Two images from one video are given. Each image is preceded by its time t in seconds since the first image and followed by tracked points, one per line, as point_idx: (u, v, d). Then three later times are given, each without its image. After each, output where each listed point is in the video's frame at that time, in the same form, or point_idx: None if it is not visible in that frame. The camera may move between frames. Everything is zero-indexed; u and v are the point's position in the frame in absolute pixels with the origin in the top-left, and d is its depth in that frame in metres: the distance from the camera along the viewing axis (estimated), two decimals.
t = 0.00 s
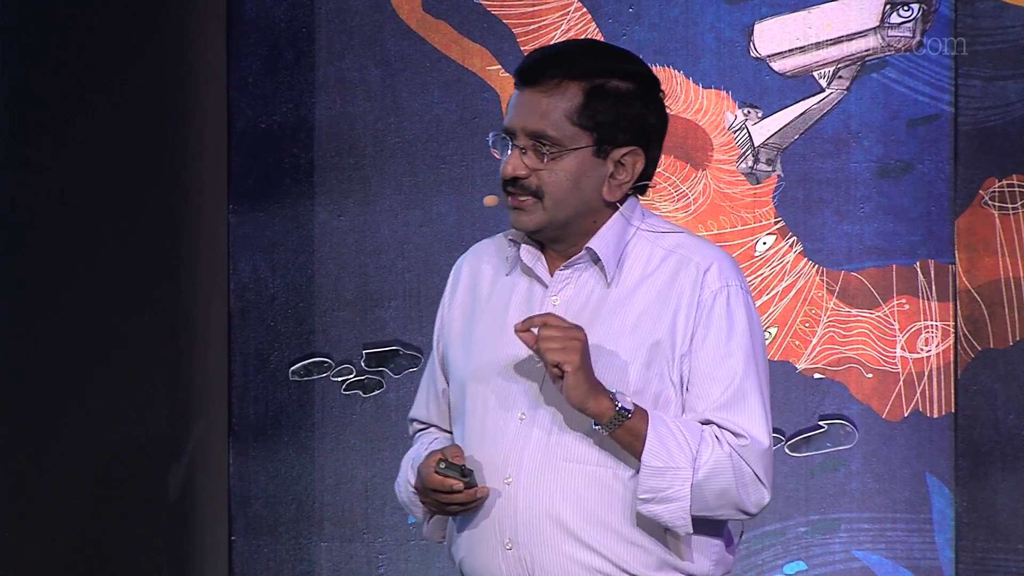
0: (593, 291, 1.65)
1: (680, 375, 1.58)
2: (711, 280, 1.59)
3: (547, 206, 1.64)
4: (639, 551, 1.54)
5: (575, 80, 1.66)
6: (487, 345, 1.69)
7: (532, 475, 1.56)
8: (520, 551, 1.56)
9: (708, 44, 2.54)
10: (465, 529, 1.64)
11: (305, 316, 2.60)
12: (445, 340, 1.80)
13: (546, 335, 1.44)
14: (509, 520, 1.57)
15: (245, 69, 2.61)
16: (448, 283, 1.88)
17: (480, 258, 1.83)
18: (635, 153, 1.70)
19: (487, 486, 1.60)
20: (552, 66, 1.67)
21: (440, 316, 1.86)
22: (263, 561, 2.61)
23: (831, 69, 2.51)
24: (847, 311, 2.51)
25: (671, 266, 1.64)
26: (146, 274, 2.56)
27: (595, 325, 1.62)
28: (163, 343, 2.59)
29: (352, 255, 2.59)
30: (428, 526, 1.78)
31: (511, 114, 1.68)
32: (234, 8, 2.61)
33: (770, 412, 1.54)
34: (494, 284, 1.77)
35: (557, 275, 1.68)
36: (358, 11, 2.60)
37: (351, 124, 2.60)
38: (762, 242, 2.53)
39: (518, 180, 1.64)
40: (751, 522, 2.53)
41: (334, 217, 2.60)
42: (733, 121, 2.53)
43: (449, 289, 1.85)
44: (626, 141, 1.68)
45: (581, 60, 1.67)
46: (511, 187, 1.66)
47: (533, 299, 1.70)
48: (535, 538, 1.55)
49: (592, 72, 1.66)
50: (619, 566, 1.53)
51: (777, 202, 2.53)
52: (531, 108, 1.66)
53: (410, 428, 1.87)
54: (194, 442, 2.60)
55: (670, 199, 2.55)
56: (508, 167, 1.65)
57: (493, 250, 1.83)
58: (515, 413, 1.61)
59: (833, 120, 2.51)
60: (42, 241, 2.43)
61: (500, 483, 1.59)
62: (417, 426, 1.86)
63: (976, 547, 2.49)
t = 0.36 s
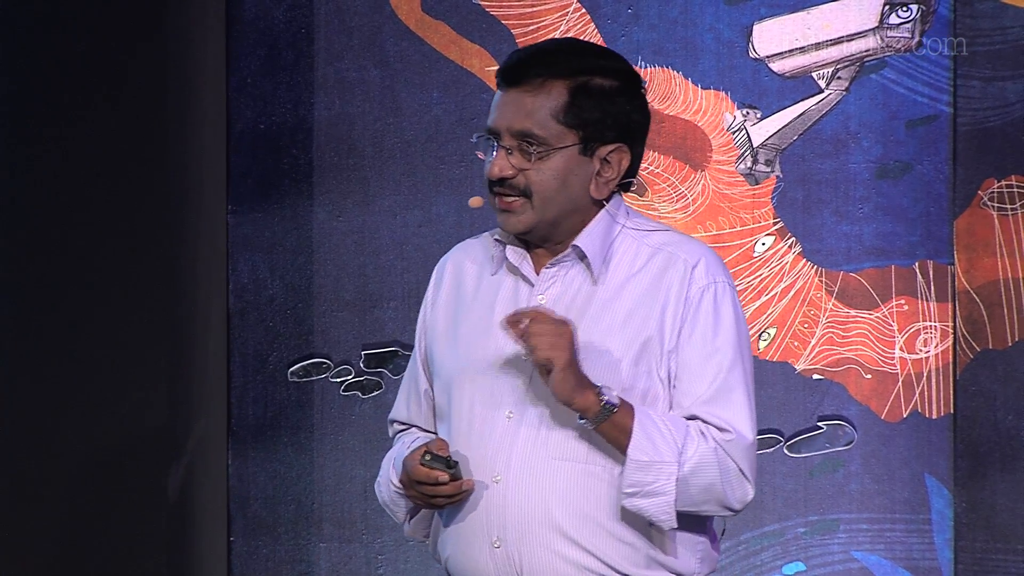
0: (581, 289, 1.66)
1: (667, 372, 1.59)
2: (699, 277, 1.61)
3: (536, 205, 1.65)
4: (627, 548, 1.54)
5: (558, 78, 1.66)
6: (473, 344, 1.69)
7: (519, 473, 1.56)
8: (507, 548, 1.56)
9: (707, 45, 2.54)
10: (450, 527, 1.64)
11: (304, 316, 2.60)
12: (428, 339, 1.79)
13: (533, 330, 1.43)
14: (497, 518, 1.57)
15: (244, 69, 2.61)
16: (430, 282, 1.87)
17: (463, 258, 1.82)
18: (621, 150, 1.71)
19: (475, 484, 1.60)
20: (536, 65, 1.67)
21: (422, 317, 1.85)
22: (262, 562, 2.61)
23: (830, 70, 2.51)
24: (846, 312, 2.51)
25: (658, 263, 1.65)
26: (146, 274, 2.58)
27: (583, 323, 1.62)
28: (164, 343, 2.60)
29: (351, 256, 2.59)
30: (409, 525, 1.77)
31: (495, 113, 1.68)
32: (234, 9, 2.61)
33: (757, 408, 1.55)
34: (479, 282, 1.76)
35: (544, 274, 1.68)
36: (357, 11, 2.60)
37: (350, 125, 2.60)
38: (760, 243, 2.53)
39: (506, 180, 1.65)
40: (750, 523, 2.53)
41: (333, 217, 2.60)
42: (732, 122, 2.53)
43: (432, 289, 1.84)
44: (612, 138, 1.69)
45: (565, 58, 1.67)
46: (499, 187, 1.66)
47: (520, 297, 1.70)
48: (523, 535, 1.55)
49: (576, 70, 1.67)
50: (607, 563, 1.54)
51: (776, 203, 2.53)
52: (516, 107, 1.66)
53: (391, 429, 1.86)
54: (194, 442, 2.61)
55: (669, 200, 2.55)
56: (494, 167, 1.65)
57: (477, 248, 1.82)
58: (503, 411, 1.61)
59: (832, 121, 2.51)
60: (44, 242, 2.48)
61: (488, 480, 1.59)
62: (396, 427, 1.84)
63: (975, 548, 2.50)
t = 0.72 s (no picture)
0: (562, 288, 1.65)
1: (647, 371, 1.58)
2: (679, 276, 1.60)
3: (517, 204, 1.64)
4: (608, 548, 1.54)
5: (537, 77, 1.65)
6: (455, 344, 1.69)
7: (500, 474, 1.56)
8: (488, 548, 1.56)
9: (707, 45, 2.54)
10: (432, 527, 1.64)
11: (304, 317, 2.60)
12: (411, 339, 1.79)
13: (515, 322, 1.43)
14: (478, 518, 1.57)
15: (244, 69, 2.61)
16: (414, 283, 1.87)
17: (446, 258, 1.82)
18: (602, 148, 1.69)
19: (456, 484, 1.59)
20: (515, 63, 1.66)
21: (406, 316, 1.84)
22: (262, 562, 2.61)
23: (830, 70, 2.51)
24: (846, 312, 2.51)
25: (639, 262, 1.64)
26: (146, 274, 2.58)
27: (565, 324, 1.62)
28: (164, 343, 2.61)
29: (351, 256, 2.59)
30: (393, 524, 1.77)
31: (476, 112, 1.67)
32: (234, 9, 2.61)
33: (735, 407, 1.54)
34: (462, 283, 1.76)
35: (525, 274, 1.68)
36: (357, 11, 2.60)
37: (350, 125, 2.60)
38: (760, 243, 2.53)
39: (485, 179, 1.63)
40: (750, 523, 2.53)
41: (334, 217, 2.60)
42: (733, 122, 2.53)
43: (415, 289, 1.84)
44: (592, 136, 1.68)
45: (544, 57, 1.66)
46: (479, 186, 1.65)
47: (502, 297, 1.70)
48: (504, 536, 1.55)
49: (556, 69, 1.66)
50: (588, 563, 1.54)
51: (776, 203, 2.53)
52: (495, 106, 1.65)
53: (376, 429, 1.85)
54: (194, 443, 2.61)
55: (669, 199, 2.54)
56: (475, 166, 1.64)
57: (460, 249, 1.82)
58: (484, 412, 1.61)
59: (832, 121, 2.51)
60: (44, 243, 2.49)
61: (469, 480, 1.58)
62: (383, 427, 1.84)
63: (975, 548, 2.50)
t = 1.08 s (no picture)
0: (522, 285, 1.62)
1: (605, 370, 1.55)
2: (639, 275, 1.56)
3: (481, 204, 1.59)
4: (566, 549, 1.50)
5: (501, 75, 1.61)
6: (417, 342, 1.66)
7: (458, 473, 1.53)
8: (446, 547, 1.53)
9: (707, 46, 2.54)
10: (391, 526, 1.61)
11: (304, 317, 2.60)
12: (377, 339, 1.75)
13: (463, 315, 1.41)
14: (437, 516, 1.54)
15: (244, 70, 2.61)
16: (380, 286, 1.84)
17: (414, 258, 1.78)
18: (565, 147, 1.65)
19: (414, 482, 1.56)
20: (478, 62, 1.62)
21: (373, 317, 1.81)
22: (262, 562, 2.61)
23: (830, 70, 2.51)
24: (846, 312, 2.51)
25: (601, 261, 1.60)
26: (148, 274, 2.58)
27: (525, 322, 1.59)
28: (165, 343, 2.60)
29: (352, 256, 2.59)
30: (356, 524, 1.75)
31: (440, 111, 1.62)
32: (233, 9, 2.61)
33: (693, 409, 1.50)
34: (427, 282, 1.72)
35: (488, 272, 1.65)
36: (358, 12, 2.60)
37: (350, 125, 2.60)
38: (761, 243, 2.52)
39: (450, 179, 1.59)
40: (750, 523, 2.52)
41: (334, 218, 2.60)
42: (732, 122, 2.53)
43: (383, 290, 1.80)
44: (556, 135, 1.63)
45: (507, 55, 1.62)
46: (444, 186, 1.61)
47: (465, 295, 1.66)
48: (462, 534, 1.52)
49: (520, 67, 1.62)
50: (546, 563, 1.50)
51: (776, 204, 2.53)
52: (459, 105, 1.61)
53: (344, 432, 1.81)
54: (194, 443, 2.60)
55: (670, 199, 2.53)
56: (439, 165, 1.60)
57: (424, 249, 1.78)
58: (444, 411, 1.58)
59: (832, 121, 2.51)
60: (45, 245, 2.50)
61: (427, 478, 1.56)
62: (349, 429, 1.79)
63: (975, 548, 2.52)
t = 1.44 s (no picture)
0: (460, 288, 1.63)
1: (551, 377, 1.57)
2: (580, 279, 1.58)
3: (421, 204, 1.61)
4: (498, 550, 1.52)
5: (442, 76, 1.63)
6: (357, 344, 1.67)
7: (393, 476, 1.56)
8: (379, 548, 1.55)
9: (708, 46, 2.53)
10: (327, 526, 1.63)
11: (303, 317, 2.59)
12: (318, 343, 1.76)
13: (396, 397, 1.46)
14: (371, 517, 1.56)
15: (244, 70, 2.61)
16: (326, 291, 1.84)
17: (354, 262, 1.78)
18: (505, 149, 1.68)
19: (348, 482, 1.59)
20: (421, 63, 1.65)
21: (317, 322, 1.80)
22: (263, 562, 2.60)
23: (831, 71, 2.51)
24: (847, 312, 2.51)
25: (537, 263, 1.61)
26: (149, 274, 2.60)
27: (463, 326, 1.60)
28: (166, 342, 2.61)
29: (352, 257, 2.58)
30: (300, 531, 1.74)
31: (382, 112, 1.65)
32: (234, 8, 2.61)
33: (652, 407, 1.55)
34: (367, 285, 1.73)
35: (425, 273, 1.65)
36: (358, 12, 2.60)
37: (350, 125, 2.59)
38: (762, 244, 2.52)
39: (391, 179, 1.61)
40: (751, 524, 2.52)
41: (334, 218, 2.58)
42: (733, 122, 2.53)
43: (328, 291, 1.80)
44: (497, 137, 1.66)
45: (449, 57, 1.65)
46: (384, 186, 1.63)
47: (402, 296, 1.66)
48: (395, 535, 1.54)
49: (463, 69, 1.64)
50: (479, 565, 1.52)
51: (777, 204, 2.52)
52: (402, 106, 1.63)
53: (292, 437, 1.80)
54: (194, 444, 2.60)
55: (670, 200, 2.54)
56: (381, 166, 1.62)
57: (365, 253, 1.78)
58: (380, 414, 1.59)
59: (833, 121, 2.51)
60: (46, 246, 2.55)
61: (362, 478, 1.58)
62: (297, 435, 1.78)
63: (976, 549, 2.53)
